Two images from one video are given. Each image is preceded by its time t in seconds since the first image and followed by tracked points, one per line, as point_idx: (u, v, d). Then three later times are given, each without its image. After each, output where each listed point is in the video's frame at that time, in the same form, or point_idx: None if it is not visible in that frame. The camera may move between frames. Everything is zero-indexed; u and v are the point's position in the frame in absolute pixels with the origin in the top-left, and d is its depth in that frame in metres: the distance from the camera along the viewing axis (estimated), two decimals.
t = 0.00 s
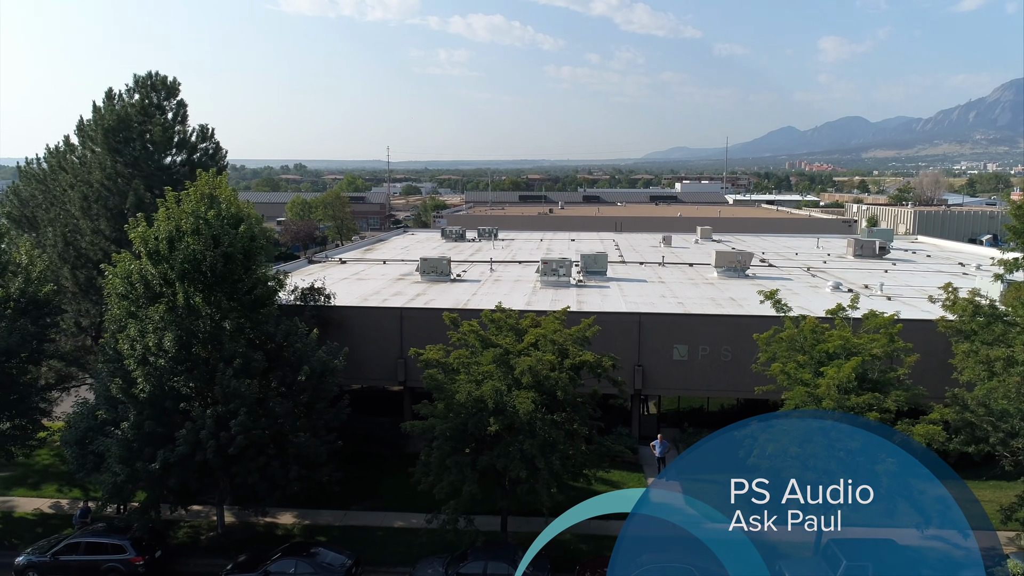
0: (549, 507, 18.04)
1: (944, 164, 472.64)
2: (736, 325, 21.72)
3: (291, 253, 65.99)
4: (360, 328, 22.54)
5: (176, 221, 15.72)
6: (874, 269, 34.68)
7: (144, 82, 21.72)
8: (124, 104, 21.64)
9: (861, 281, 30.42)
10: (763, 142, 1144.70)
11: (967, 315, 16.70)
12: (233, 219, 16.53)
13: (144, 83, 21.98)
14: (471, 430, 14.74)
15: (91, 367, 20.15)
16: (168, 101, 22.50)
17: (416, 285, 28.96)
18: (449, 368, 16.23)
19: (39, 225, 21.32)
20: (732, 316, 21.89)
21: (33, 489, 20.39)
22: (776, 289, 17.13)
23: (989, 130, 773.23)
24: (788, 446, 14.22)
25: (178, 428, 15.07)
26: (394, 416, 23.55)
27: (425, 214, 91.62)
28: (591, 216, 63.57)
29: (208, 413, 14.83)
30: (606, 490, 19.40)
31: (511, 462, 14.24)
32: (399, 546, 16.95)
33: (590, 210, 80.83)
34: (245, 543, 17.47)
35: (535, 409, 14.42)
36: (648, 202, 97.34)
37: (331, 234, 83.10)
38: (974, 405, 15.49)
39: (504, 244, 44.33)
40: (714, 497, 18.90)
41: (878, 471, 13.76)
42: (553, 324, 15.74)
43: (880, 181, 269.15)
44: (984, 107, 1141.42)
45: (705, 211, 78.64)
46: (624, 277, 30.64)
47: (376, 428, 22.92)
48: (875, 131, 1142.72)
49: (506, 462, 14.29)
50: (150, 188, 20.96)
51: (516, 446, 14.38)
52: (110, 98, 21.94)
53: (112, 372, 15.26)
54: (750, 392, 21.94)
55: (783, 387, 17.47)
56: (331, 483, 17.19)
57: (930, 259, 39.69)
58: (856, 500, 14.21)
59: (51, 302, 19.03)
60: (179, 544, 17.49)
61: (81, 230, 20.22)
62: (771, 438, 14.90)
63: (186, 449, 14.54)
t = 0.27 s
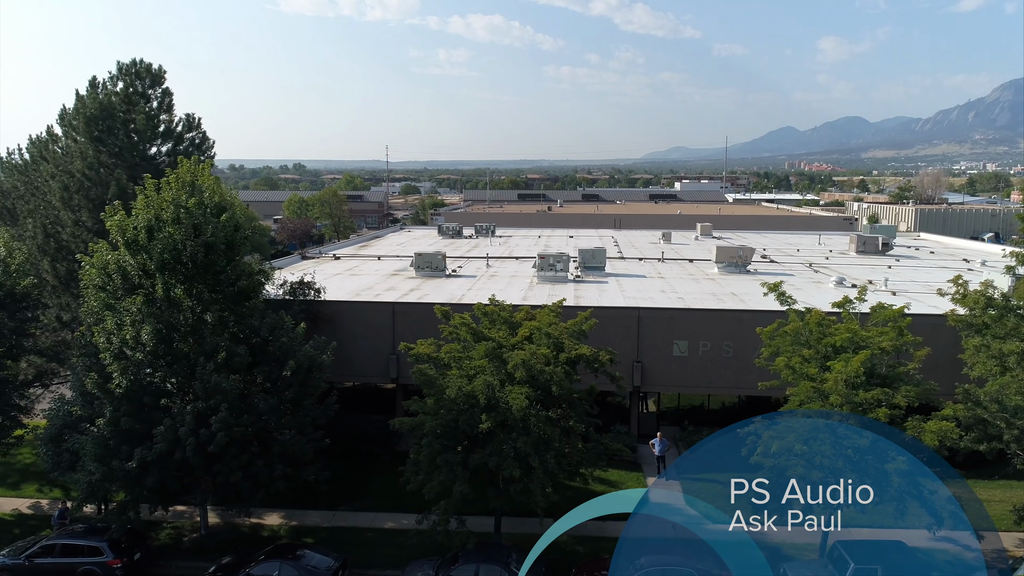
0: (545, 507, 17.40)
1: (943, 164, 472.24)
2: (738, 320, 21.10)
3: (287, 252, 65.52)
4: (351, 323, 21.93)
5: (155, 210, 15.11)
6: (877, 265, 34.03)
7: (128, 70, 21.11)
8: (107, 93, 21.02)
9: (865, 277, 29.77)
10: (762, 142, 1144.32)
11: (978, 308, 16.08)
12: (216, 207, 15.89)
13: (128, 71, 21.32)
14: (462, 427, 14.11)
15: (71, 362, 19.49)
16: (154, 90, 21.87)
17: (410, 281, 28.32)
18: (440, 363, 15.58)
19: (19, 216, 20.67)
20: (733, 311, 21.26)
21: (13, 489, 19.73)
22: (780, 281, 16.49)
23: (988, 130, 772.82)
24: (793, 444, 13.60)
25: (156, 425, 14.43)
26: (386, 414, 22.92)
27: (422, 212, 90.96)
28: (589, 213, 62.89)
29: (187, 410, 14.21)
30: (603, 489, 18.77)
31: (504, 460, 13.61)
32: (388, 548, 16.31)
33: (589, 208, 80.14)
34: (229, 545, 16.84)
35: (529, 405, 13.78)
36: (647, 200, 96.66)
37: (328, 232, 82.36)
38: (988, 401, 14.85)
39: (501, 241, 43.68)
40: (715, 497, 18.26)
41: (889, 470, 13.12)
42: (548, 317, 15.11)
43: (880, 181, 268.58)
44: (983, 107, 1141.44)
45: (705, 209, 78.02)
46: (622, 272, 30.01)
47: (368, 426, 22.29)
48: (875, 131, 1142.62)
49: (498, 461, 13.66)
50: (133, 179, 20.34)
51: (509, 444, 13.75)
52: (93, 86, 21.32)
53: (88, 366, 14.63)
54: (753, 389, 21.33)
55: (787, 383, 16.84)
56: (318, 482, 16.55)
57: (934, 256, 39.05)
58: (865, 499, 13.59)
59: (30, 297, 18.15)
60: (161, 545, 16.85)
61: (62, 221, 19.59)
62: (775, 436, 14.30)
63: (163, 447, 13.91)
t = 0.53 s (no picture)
0: (540, 508, 16.76)
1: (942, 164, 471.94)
2: (740, 314, 20.48)
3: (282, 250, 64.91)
4: (342, 318, 21.30)
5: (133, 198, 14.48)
6: (880, 261, 33.39)
7: (111, 56, 20.52)
8: (90, 80, 20.42)
9: (868, 272, 29.15)
10: (761, 142, 1144.14)
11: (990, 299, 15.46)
12: (196, 195, 15.26)
13: (111, 57, 20.73)
14: (452, 423, 13.47)
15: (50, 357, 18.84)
16: (138, 78, 21.29)
17: (403, 276, 27.71)
18: (430, 357, 14.95)
19: None
20: (735, 305, 20.65)
21: None
22: (784, 272, 15.85)
23: (988, 130, 772.67)
24: (799, 440, 12.98)
25: (132, 422, 13.78)
26: (378, 412, 22.30)
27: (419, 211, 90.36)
28: (588, 211, 62.26)
29: (165, 406, 13.57)
30: (600, 489, 18.14)
31: (496, 458, 12.96)
32: (375, 550, 15.66)
33: (587, 206, 79.52)
34: (211, 547, 16.19)
35: (522, 400, 13.15)
36: (646, 199, 96.06)
37: (324, 230, 81.74)
38: (1002, 396, 14.23)
39: (498, 237, 43.07)
40: (716, 497, 17.62)
41: (899, 468, 12.49)
42: (542, 308, 14.49)
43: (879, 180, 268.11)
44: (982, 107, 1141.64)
45: (704, 207, 77.41)
46: (621, 267, 29.40)
47: (359, 424, 21.66)
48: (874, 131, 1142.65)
49: (490, 459, 13.01)
50: (116, 168, 19.74)
51: (501, 441, 13.11)
52: (75, 73, 20.73)
53: (61, 360, 13.99)
54: (755, 385, 20.70)
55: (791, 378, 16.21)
56: (304, 482, 15.91)
57: (937, 252, 38.44)
58: (874, 499, 12.96)
59: (6, 288, 17.54)
60: (140, 547, 16.21)
61: (41, 212, 18.98)
62: (780, 433, 13.68)
63: (139, 444, 13.26)
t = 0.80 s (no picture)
0: (535, 508, 16.13)
1: (942, 164, 471.64)
2: (742, 308, 19.88)
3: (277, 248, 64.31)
4: (332, 313, 20.69)
5: (110, 184, 13.86)
6: (884, 256, 32.75)
7: (93, 42, 19.92)
8: (71, 66, 19.82)
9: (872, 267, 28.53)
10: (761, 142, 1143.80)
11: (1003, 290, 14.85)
12: (176, 181, 14.65)
13: (94, 43, 20.13)
14: (442, 419, 12.86)
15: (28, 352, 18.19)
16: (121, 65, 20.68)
17: (397, 270, 27.09)
18: (420, 350, 14.33)
19: None
20: (737, 299, 20.04)
21: None
22: (789, 262, 15.22)
23: (987, 130, 772.64)
24: (806, 437, 12.37)
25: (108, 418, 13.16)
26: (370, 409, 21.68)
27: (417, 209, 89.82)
28: (586, 208, 61.67)
29: (142, 401, 12.96)
30: (598, 489, 17.52)
31: (488, 456, 12.33)
32: (363, 551, 15.03)
33: (585, 204, 78.92)
34: (193, 549, 15.56)
35: (515, 395, 12.54)
36: (645, 197, 95.50)
37: (321, 228, 81.12)
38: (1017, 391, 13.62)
39: (495, 233, 42.46)
40: (718, 496, 17.02)
41: (912, 466, 11.92)
42: (537, 300, 13.88)
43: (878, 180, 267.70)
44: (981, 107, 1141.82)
45: (703, 204, 76.84)
46: (619, 262, 28.79)
47: (350, 422, 21.04)
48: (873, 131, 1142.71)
49: (482, 457, 12.38)
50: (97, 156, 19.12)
51: (493, 438, 12.49)
52: (57, 60, 20.12)
53: (33, 353, 13.36)
54: (758, 381, 20.11)
55: (796, 373, 15.60)
56: (289, 481, 15.28)
57: (941, 248, 37.87)
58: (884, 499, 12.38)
59: None
60: (119, 549, 15.56)
61: (19, 201, 18.36)
62: (785, 429, 13.08)
63: (113, 441, 12.64)
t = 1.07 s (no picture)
0: (530, 508, 15.50)
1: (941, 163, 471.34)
2: (744, 302, 19.25)
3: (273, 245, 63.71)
4: (322, 308, 20.05)
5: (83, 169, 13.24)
6: (887, 251, 32.13)
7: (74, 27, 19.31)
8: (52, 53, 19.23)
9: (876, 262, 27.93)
10: (760, 142, 1143.69)
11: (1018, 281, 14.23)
12: (154, 167, 14.02)
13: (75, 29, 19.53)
14: (431, 415, 12.24)
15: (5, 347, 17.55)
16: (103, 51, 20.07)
17: (390, 265, 26.46)
18: (409, 343, 13.70)
19: None
20: (739, 292, 19.41)
21: None
22: (794, 251, 14.57)
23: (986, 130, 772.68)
24: (813, 433, 11.74)
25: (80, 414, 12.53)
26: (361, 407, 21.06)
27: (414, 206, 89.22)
28: (584, 205, 61.07)
29: (115, 396, 12.33)
30: (596, 488, 16.90)
31: (478, 454, 11.72)
32: (351, 553, 14.40)
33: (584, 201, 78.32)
34: (174, 551, 14.91)
35: (507, 390, 11.92)
36: (644, 195, 94.93)
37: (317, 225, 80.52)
38: None
39: (492, 229, 41.85)
40: (720, 496, 16.39)
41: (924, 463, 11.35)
42: (531, 290, 13.25)
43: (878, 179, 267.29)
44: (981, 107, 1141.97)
45: (703, 202, 76.27)
46: (618, 257, 28.18)
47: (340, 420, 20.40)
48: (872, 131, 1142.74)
49: (472, 455, 11.77)
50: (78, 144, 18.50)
51: (483, 435, 11.87)
52: (37, 45, 19.53)
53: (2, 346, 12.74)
54: (761, 377, 19.50)
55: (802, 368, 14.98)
56: (273, 480, 14.65)
57: (944, 243, 37.29)
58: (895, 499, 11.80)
59: None
60: (96, 552, 14.91)
61: None
62: (791, 425, 12.46)
63: (85, 439, 12.02)
